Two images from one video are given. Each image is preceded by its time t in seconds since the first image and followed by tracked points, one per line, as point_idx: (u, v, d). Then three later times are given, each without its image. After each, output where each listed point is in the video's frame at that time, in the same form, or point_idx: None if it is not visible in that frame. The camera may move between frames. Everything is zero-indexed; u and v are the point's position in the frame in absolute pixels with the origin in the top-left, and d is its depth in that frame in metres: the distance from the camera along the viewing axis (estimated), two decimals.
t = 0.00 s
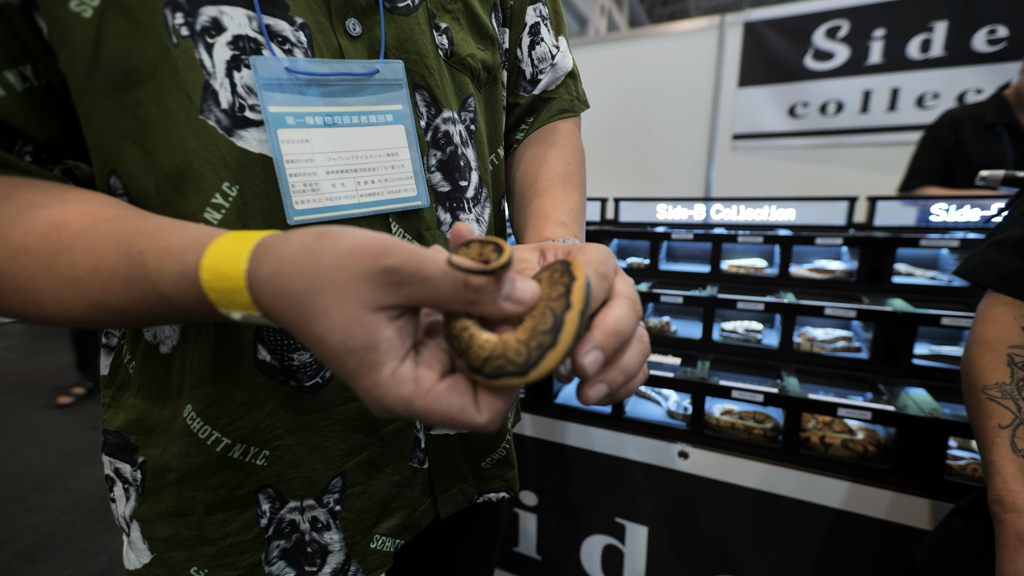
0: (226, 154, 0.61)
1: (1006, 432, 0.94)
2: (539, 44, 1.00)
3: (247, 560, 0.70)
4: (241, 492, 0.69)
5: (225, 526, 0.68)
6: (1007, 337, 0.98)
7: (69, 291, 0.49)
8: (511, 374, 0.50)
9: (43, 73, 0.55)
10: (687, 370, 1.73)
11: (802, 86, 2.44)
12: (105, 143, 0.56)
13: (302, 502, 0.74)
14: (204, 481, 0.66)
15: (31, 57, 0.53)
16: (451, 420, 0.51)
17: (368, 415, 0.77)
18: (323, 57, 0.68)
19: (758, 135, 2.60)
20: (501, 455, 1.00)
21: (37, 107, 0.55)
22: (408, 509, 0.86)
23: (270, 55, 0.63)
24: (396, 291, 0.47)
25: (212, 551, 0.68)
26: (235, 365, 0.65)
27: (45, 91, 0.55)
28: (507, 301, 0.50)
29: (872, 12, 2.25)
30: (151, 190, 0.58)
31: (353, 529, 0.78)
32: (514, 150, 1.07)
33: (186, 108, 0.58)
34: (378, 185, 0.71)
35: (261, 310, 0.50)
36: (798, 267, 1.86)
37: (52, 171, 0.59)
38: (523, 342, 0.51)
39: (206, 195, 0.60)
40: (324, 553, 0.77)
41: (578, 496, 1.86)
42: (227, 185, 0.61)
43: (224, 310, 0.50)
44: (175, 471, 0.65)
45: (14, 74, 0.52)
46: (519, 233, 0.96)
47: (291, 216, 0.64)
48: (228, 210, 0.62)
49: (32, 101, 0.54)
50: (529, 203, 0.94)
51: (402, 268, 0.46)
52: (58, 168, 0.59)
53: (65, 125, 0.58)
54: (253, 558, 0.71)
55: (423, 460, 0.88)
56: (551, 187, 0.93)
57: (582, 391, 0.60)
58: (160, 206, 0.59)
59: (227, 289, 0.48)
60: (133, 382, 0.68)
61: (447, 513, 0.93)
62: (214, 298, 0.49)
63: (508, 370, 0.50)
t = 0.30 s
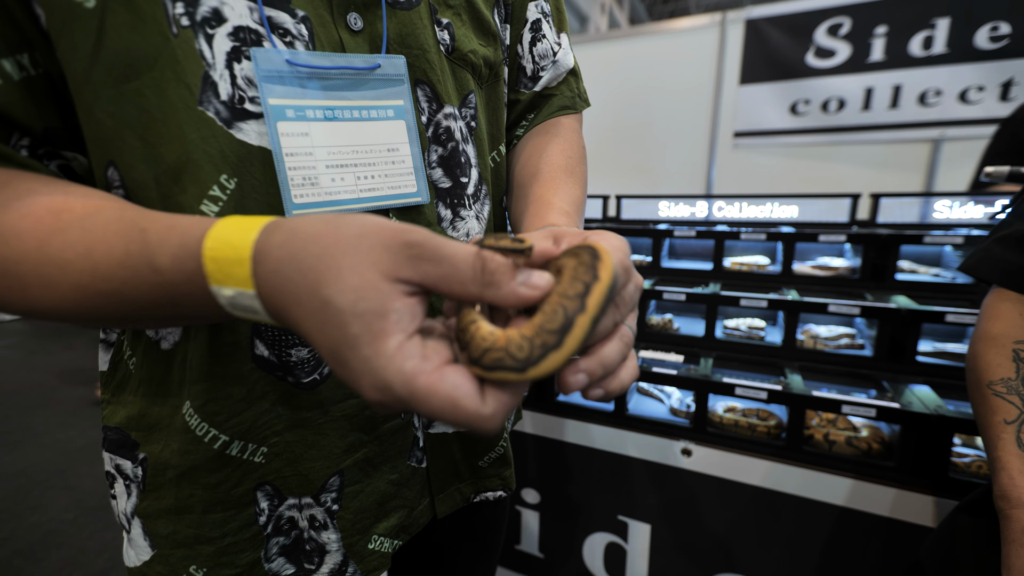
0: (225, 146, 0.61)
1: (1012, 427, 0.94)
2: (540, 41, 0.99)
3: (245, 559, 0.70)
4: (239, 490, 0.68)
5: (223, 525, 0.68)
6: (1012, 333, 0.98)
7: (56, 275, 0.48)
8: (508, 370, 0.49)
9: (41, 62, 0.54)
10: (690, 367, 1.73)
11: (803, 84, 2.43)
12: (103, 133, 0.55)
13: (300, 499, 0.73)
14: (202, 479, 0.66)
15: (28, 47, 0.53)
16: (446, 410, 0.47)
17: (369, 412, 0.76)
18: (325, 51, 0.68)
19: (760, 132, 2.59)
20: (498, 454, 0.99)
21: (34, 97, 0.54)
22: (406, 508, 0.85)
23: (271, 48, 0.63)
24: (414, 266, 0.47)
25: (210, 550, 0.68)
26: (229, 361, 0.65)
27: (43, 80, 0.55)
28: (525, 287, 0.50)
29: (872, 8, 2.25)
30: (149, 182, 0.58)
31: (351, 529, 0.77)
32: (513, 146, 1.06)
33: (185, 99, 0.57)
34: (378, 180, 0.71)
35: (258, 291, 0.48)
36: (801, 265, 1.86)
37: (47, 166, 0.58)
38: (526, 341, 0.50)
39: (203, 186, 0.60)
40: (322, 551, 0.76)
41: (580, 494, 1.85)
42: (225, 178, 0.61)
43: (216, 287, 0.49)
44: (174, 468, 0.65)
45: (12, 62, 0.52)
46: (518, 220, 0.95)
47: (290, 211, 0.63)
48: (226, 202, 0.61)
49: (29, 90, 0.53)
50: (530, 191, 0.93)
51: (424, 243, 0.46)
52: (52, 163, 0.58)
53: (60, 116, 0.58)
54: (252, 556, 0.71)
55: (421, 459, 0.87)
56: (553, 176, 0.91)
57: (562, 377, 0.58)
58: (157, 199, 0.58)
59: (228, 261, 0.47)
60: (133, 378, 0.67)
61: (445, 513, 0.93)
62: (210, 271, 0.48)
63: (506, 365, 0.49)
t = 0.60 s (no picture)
0: (231, 142, 0.60)
1: (1015, 424, 0.95)
2: (544, 37, 0.99)
3: (251, 556, 0.70)
4: (245, 488, 0.68)
5: (229, 522, 0.68)
6: (1015, 330, 0.98)
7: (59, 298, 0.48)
8: (545, 402, 0.50)
9: (49, 60, 0.54)
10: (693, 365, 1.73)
11: (805, 81, 2.42)
12: (108, 129, 0.55)
13: (306, 497, 0.73)
14: (206, 478, 0.66)
15: (37, 44, 0.53)
16: (470, 437, 0.48)
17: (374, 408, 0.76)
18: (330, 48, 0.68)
19: (762, 131, 2.59)
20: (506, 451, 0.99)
21: (43, 95, 0.54)
22: (411, 507, 0.84)
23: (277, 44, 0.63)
24: (428, 296, 0.50)
25: (216, 547, 0.68)
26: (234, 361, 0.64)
27: (52, 78, 0.55)
28: (532, 299, 0.53)
29: (874, 6, 2.24)
30: (154, 179, 0.57)
31: (357, 528, 0.77)
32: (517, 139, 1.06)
33: (190, 95, 0.57)
34: (383, 176, 0.71)
35: (257, 326, 0.49)
36: (802, 263, 1.86)
37: (57, 169, 0.58)
38: (571, 390, 0.51)
39: (208, 182, 0.60)
40: (328, 550, 0.76)
41: (583, 492, 1.85)
42: (230, 174, 0.61)
43: (213, 324, 0.49)
44: (178, 466, 0.65)
45: (20, 61, 0.52)
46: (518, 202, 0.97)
47: (296, 207, 0.64)
48: (230, 199, 0.61)
49: (38, 89, 0.54)
50: (532, 169, 0.95)
51: (436, 273, 0.49)
52: (63, 165, 0.58)
53: (69, 114, 0.58)
54: (258, 554, 0.71)
55: (426, 458, 0.86)
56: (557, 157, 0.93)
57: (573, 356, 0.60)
58: (162, 195, 0.58)
59: (230, 297, 0.48)
60: (137, 376, 0.67)
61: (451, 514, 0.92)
62: (210, 307, 0.48)
63: (545, 397, 0.50)
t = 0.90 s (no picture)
0: (239, 140, 0.61)
1: (1011, 420, 0.95)
2: (543, 35, 1.00)
3: (256, 547, 0.71)
4: (249, 479, 0.69)
5: (235, 513, 0.69)
6: (1011, 326, 0.99)
7: (77, 294, 0.48)
8: (565, 379, 0.54)
9: (62, 61, 0.56)
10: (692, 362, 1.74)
11: (805, 80, 2.43)
12: (117, 127, 0.56)
13: (311, 489, 0.74)
14: (213, 470, 0.67)
15: (50, 45, 0.54)
16: (497, 409, 0.49)
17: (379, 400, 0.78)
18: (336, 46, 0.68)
19: (762, 129, 2.59)
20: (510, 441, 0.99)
21: (57, 95, 0.56)
22: (417, 498, 0.86)
23: (283, 43, 0.64)
24: (449, 306, 0.52)
25: (221, 539, 0.69)
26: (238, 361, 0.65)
27: (65, 78, 0.57)
28: (537, 332, 0.60)
29: (874, 5, 2.25)
30: (164, 176, 0.59)
31: (362, 517, 0.79)
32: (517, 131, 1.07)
33: (199, 94, 0.58)
34: (389, 172, 0.72)
35: (277, 321, 0.49)
36: (803, 260, 1.86)
37: (68, 170, 0.59)
38: (590, 375, 0.55)
39: (216, 179, 0.61)
40: (333, 540, 0.77)
41: (583, 489, 1.86)
42: (237, 171, 0.62)
43: (231, 318, 0.49)
44: (182, 460, 0.66)
45: (35, 61, 0.53)
46: (520, 188, 1.01)
47: (305, 204, 0.65)
48: (237, 195, 0.62)
49: (52, 89, 0.55)
50: (534, 156, 0.99)
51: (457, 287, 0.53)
52: (75, 166, 0.60)
53: (82, 113, 0.59)
54: (263, 545, 0.72)
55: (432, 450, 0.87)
56: (559, 145, 0.96)
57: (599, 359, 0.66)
58: (172, 192, 0.59)
59: (256, 290, 0.49)
60: (142, 373, 0.68)
61: (457, 505, 0.93)
62: (232, 300, 0.49)
63: (565, 376, 0.54)
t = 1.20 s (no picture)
0: (256, 139, 0.64)
1: (996, 413, 0.98)
2: (540, 37, 1.02)
3: (269, 530, 0.74)
4: (262, 463, 0.72)
5: (248, 497, 0.72)
6: (998, 322, 1.01)
7: (119, 277, 0.51)
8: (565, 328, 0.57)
9: (92, 66, 0.58)
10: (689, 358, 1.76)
11: (803, 79, 2.45)
12: (143, 129, 0.59)
13: (321, 474, 0.77)
14: (226, 455, 0.70)
15: (80, 51, 0.57)
16: (518, 357, 0.52)
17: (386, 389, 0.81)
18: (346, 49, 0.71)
19: (761, 128, 2.61)
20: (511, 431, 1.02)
21: (88, 99, 0.59)
22: (424, 483, 0.88)
23: (297, 46, 0.66)
24: (466, 275, 0.55)
25: (235, 523, 0.71)
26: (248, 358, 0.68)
27: (94, 82, 0.59)
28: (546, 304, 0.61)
29: (872, 4, 2.26)
30: (187, 175, 0.61)
31: (370, 500, 0.81)
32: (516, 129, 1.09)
33: (220, 96, 0.61)
34: (402, 166, 0.74)
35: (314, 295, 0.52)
36: (799, 259, 1.87)
37: (97, 169, 0.63)
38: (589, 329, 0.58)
39: (234, 177, 0.63)
40: (343, 522, 0.79)
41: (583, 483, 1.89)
42: (254, 169, 0.64)
43: (274, 294, 0.52)
44: (197, 448, 0.68)
45: (67, 66, 0.56)
46: (519, 181, 1.02)
47: (328, 201, 0.68)
48: (254, 192, 0.64)
49: (84, 92, 0.58)
50: (532, 149, 1.00)
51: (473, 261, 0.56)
52: (102, 166, 0.63)
53: (109, 115, 0.62)
54: (275, 528, 0.74)
55: (438, 438, 0.90)
56: (556, 137, 0.98)
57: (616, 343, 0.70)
58: (194, 190, 0.62)
59: (296, 268, 0.53)
60: (157, 365, 0.70)
61: (463, 491, 0.95)
62: (274, 277, 0.53)
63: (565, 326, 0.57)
